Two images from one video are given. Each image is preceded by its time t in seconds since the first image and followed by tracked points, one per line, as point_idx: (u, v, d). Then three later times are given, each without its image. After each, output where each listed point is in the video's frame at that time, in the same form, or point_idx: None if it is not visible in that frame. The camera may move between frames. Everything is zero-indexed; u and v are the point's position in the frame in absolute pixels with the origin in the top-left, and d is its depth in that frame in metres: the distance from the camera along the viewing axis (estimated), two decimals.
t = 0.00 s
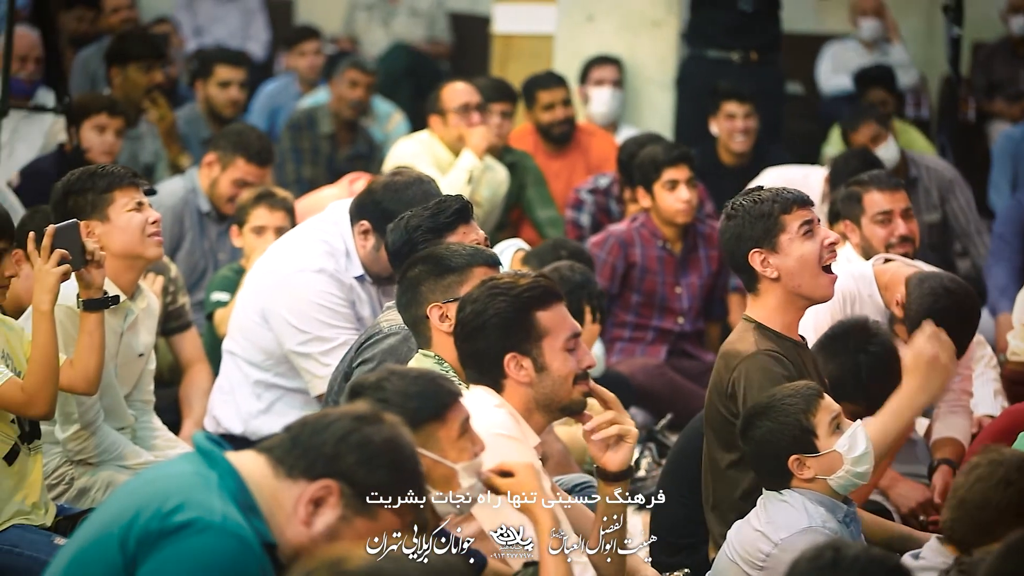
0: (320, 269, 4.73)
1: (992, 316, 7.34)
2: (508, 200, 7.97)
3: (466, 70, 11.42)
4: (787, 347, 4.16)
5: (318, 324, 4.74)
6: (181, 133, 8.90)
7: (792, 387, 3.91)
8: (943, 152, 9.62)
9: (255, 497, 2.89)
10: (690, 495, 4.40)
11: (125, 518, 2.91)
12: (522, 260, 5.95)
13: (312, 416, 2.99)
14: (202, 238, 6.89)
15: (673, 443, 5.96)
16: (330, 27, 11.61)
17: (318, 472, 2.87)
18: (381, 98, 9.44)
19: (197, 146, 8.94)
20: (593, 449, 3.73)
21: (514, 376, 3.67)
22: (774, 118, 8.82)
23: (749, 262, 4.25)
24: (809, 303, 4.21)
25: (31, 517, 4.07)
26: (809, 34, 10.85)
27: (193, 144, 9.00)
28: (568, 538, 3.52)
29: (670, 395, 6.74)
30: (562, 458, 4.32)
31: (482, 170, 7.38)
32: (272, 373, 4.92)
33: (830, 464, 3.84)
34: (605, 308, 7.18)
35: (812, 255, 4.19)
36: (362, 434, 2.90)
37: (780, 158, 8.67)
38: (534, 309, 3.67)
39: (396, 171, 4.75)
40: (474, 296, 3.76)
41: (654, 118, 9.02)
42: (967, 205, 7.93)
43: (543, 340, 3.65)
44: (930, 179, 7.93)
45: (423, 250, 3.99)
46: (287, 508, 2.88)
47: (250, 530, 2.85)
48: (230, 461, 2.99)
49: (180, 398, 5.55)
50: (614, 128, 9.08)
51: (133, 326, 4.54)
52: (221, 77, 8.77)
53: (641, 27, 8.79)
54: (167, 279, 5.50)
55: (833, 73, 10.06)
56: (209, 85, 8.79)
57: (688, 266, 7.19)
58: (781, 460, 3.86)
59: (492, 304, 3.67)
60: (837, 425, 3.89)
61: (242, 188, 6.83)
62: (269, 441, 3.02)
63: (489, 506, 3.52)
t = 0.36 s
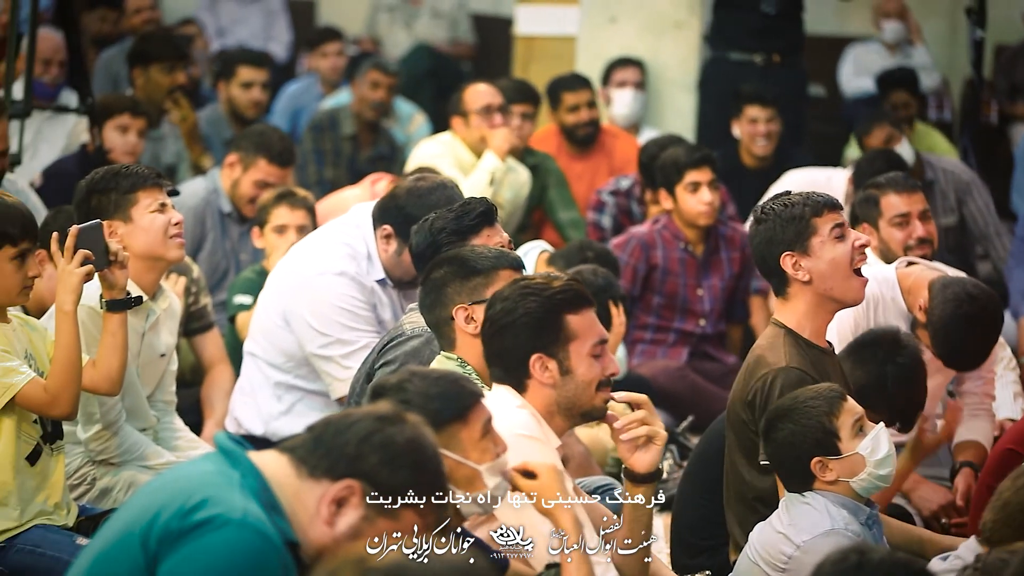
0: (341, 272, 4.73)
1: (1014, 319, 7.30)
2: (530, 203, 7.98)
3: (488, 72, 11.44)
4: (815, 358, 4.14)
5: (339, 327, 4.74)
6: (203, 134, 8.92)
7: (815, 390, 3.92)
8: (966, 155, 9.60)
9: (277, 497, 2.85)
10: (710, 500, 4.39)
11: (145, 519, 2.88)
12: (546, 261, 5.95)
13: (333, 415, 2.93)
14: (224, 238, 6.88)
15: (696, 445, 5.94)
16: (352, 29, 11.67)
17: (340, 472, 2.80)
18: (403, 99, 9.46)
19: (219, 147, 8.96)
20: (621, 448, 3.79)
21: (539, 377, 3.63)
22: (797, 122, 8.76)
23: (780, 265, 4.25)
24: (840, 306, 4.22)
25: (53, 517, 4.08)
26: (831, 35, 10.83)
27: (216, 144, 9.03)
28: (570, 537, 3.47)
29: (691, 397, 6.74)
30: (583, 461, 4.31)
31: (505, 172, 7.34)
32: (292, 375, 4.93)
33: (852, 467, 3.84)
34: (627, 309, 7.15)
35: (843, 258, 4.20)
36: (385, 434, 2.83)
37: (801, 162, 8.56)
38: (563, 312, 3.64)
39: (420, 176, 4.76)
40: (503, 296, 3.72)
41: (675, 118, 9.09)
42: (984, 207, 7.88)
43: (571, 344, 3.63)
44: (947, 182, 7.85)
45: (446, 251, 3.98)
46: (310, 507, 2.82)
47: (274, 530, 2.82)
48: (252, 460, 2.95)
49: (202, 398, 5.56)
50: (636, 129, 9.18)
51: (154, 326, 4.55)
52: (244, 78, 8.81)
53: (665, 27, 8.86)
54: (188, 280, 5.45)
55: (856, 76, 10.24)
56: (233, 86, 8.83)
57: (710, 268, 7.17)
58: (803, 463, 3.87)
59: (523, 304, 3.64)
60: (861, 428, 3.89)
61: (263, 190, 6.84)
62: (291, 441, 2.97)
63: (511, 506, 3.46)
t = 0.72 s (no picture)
0: (367, 272, 4.73)
1: None
2: (556, 205, 8.00)
3: (513, 73, 11.47)
4: (846, 360, 4.13)
5: (365, 327, 4.75)
6: (228, 134, 8.96)
7: (841, 392, 3.91)
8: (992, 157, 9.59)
9: (304, 498, 2.82)
10: (739, 502, 4.40)
11: (173, 522, 2.85)
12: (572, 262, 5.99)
13: (361, 417, 2.90)
14: (250, 239, 6.89)
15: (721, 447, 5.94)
16: (377, 30, 11.71)
17: (367, 473, 2.77)
18: (428, 99, 9.47)
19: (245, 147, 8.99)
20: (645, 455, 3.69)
21: (570, 379, 3.62)
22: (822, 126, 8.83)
23: (812, 268, 4.24)
24: (871, 310, 4.22)
25: (78, 517, 4.10)
26: (859, 37, 10.94)
27: (242, 146, 8.93)
28: (571, 537, 3.51)
29: (716, 399, 6.75)
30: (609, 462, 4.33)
31: (532, 174, 7.39)
32: (319, 375, 4.95)
33: (878, 469, 3.84)
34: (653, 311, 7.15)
35: (875, 262, 4.19)
36: (412, 435, 2.79)
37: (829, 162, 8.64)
38: (604, 318, 3.62)
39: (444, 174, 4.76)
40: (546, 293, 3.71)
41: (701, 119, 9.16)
42: (1010, 207, 7.86)
43: (608, 350, 3.60)
44: (971, 183, 7.86)
45: (475, 252, 3.98)
46: (337, 509, 2.80)
47: (302, 531, 2.79)
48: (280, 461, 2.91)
49: (228, 398, 5.59)
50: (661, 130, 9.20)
51: (180, 326, 4.56)
52: (270, 79, 8.82)
53: (691, 30, 9.03)
54: (214, 280, 5.47)
55: (881, 78, 10.22)
56: (258, 86, 8.85)
57: (735, 270, 7.16)
58: (829, 466, 3.86)
59: (564, 304, 3.63)
60: (887, 430, 3.88)
61: (288, 190, 6.85)
62: (318, 441, 2.94)
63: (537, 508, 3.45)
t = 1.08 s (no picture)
0: (390, 271, 4.74)
1: None
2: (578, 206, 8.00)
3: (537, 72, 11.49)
4: (873, 361, 4.13)
5: (388, 326, 4.75)
6: (252, 135, 9.00)
7: (864, 393, 3.91)
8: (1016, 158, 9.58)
9: (326, 498, 2.78)
10: (765, 506, 4.41)
11: (194, 523, 2.78)
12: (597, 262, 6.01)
13: (386, 417, 2.86)
14: (273, 239, 6.92)
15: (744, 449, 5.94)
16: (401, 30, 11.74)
17: (389, 474, 2.72)
18: (451, 100, 9.49)
19: (268, 147, 9.03)
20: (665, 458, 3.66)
21: (602, 381, 3.60)
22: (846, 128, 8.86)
23: (838, 269, 4.25)
24: (897, 311, 4.21)
25: (102, 516, 4.11)
26: (881, 39, 10.81)
27: (265, 146, 9.04)
28: (570, 537, 3.44)
29: (738, 401, 6.75)
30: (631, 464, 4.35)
31: (554, 175, 7.44)
32: (342, 375, 4.96)
33: (902, 471, 3.83)
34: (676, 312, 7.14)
35: (901, 264, 4.20)
36: (435, 436, 2.74)
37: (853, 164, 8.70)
38: (643, 326, 3.61)
39: (469, 175, 4.75)
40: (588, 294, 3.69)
41: (724, 119, 9.31)
42: None
43: (642, 358, 3.60)
44: (995, 184, 7.95)
45: (502, 253, 4.00)
46: (360, 510, 2.77)
47: (324, 533, 2.75)
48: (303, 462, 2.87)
49: (252, 398, 5.60)
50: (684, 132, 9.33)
51: (203, 326, 4.56)
52: (293, 79, 8.84)
53: (713, 31, 9.19)
54: (237, 279, 5.47)
55: (903, 80, 10.33)
56: (282, 86, 8.87)
57: (758, 272, 7.15)
58: (853, 468, 3.86)
59: (607, 308, 3.62)
60: (910, 432, 3.87)
61: (311, 191, 6.86)
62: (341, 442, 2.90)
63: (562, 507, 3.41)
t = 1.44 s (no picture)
0: (416, 272, 4.74)
1: None
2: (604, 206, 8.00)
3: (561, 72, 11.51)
4: (903, 360, 4.14)
5: (414, 327, 4.75)
6: (277, 134, 9.04)
7: (892, 395, 3.92)
8: None
9: (351, 497, 2.77)
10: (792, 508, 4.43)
11: (219, 525, 2.78)
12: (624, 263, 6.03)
13: (412, 417, 2.83)
14: (299, 239, 6.93)
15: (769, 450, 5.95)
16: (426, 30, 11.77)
17: (416, 475, 2.70)
18: (476, 100, 9.50)
19: (293, 146, 9.06)
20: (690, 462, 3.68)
21: (635, 386, 3.59)
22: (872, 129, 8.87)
23: (867, 269, 4.27)
24: (927, 313, 4.21)
25: (128, 515, 4.12)
26: (907, 41, 10.71)
27: (290, 145, 9.11)
28: (587, 537, 3.43)
29: (763, 401, 6.75)
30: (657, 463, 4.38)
31: (578, 174, 7.44)
32: (367, 375, 4.96)
33: (928, 473, 3.83)
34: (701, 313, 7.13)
35: (930, 267, 4.20)
36: (463, 437, 2.71)
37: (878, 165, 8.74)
38: (683, 339, 3.62)
39: (496, 177, 4.76)
40: (634, 298, 3.72)
41: (750, 121, 9.30)
42: None
43: (679, 369, 3.60)
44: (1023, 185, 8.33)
45: (531, 253, 4.01)
46: (387, 511, 2.75)
47: (351, 535, 2.74)
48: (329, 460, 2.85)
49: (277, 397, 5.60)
50: (709, 132, 9.35)
51: (229, 324, 4.57)
52: (319, 78, 8.86)
53: (740, 31, 9.17)
54: (263, 279, 5.47)
55: (929, 81, 10.31)
56: (307, 86, 8.89)
57: (784, 273, 7.14)
58: (880, 470, 3.86)
59: (651, 313, 3.64)
60: (937, 434, 3.87)
61: (336, 192, 6.89)
62: (367, 442, 2.88)
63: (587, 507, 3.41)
